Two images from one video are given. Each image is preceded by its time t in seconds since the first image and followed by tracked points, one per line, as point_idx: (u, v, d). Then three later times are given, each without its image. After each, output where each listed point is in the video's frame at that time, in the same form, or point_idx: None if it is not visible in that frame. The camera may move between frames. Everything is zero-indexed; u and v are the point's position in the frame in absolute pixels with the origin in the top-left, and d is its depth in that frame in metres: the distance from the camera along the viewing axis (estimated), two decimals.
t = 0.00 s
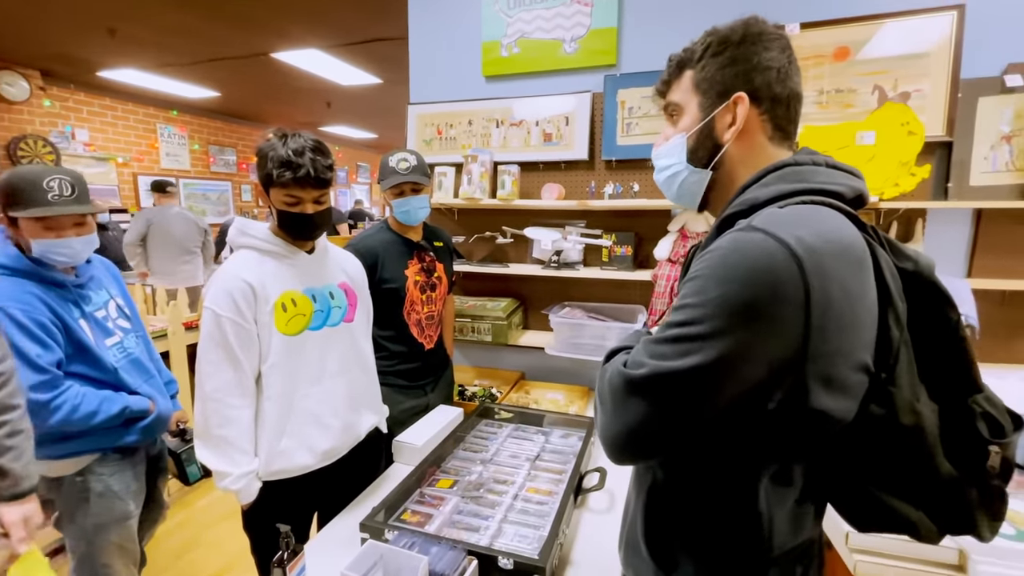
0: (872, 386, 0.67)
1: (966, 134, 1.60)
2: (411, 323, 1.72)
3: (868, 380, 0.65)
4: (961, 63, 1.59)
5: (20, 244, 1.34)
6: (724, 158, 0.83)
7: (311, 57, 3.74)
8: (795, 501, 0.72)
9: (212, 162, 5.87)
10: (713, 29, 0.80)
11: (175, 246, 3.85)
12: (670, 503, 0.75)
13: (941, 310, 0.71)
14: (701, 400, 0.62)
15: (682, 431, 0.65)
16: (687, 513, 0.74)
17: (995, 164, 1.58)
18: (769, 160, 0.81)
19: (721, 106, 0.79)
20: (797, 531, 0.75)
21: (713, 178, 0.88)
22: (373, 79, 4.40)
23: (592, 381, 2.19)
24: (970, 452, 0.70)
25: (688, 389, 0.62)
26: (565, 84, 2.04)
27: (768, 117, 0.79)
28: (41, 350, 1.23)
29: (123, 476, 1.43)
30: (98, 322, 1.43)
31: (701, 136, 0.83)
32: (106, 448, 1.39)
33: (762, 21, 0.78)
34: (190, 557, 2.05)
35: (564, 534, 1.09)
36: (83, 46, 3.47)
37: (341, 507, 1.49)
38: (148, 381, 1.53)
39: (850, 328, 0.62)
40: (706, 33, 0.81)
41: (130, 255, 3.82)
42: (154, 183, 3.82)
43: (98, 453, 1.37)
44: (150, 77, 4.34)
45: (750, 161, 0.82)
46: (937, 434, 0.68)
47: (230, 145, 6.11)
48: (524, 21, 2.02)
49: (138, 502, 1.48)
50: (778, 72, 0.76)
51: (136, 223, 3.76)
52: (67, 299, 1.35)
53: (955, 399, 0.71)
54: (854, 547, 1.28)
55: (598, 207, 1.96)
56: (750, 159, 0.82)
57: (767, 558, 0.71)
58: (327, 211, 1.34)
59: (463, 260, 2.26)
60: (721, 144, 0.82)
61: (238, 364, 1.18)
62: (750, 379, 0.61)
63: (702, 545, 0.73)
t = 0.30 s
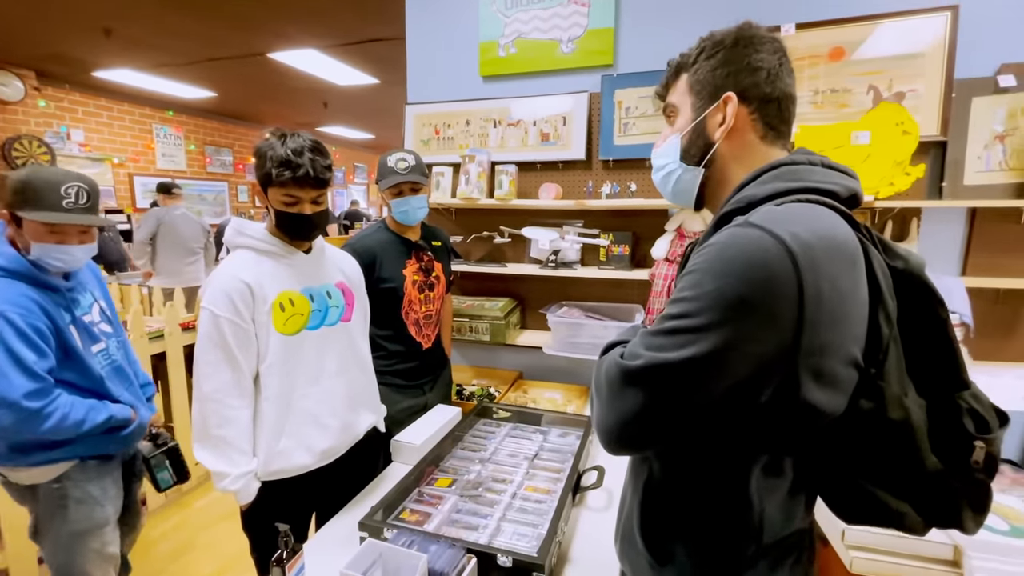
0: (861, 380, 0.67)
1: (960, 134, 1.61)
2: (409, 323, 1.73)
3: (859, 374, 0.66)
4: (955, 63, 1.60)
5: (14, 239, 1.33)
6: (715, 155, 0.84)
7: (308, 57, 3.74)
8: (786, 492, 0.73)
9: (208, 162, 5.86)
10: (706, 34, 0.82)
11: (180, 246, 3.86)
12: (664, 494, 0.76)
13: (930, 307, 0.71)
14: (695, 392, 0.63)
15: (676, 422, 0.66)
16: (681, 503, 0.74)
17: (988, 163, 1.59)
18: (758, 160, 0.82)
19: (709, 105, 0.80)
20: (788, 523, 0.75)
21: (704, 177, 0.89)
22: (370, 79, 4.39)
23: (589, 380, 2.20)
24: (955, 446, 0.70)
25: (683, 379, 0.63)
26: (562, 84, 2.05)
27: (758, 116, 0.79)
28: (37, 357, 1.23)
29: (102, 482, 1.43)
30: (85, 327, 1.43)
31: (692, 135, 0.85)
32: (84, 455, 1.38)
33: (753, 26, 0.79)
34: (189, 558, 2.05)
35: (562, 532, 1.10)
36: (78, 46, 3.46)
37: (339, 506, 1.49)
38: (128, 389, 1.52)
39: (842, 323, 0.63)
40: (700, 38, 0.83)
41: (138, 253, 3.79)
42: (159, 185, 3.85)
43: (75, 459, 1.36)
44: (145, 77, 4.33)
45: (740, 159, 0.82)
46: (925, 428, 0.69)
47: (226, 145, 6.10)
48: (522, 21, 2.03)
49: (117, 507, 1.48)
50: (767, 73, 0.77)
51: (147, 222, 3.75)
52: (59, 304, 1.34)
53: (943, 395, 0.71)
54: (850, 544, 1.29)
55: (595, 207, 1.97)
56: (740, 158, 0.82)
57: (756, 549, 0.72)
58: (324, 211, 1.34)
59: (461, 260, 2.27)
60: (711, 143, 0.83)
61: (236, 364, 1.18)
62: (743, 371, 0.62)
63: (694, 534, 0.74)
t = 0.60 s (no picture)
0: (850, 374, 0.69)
1: (951, 135, 1.63)
2: (406, 323, 1.73)
3: (848, 369, 0.67)
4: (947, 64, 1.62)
5: None
6: (723, 156, 0.84)
7: (303, 57, 3.73)
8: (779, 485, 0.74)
9: (204, 163, 5.84)
10: (708, 36, 0.82)
11: (177, 246, 3.85)
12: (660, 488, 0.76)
13: (917, 304, 0.73)
14: (691, 385, 0.64)
15: (672, 415, 0.67)
16: (676, 496, 0.75)
17: (979, 164, 1.62)
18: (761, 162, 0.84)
19: (722, 105, 0.80)
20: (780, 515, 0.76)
21: (712, 175, 0.88)
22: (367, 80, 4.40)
23: (586, 380, 2.21)
24: (940, 438, 0.72)
25: (678, 373, 0.64)
26: (558, 85, 2.06)
27: (764, 119, 0.81)
28: (10, 366, 1.22)
29: (80, 484, 1.42)
30: (55, 331, 1.40)
31: (704, 133, 0.83)
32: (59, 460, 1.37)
33: (751, 34, 0.82)
34: (186, 558, 2.05)
35: (559, 530, 1.10)
36: (73, 47, 3.44)
37: (337, 506, 1.50)
38: (100, 392, 1.51)
39: (832, 319, 0.64)
40: (702, 39, 0.83)
41: (134, 254, 3.77)
42: (154, 185, 3.84)
43: (50, 465, 1.36)
44: (140, 78, 4.31)
45: (748, 159, 0.83)
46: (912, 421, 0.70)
47: (222, 146, 6.08)
48: (518, 23, 2.04)
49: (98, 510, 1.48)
50: (769, 79, 0.80)
51: (143, 223, 3.73)
52: (27, 310, 1.31)
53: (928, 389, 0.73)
54: (844, 541, 1.30)
55: (591, 207, 1.98)
56: (748, 158, 0.83)
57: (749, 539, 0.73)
58: (326, 205, 1.35)
59: (458, 260, 2.27)
60: (721, 142, 0.82)
61: (235, 366, 1.18)
62: (737, 364, 0.63)
63: (689, 526, 0.75)
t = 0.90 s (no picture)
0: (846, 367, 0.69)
1: (942, 136, 1.65)
2: (403, 324, 1.73)
3: (846, 362, 0.68)
4: (937, 65, 1.64)
5: None
6: (737, 163, 0.86)
7: (298, 57, 3.72)
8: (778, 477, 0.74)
9: (197, 163, 5.81)
10: (715, 34, 0.81)
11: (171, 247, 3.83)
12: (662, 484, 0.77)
13: (909, 300, 0.74)
14: (695, 380, 0.64)
15: (675, 410, 0.67)
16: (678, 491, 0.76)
17: (970, 164, 1.64)
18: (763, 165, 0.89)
19: (740, 110, 0.82)
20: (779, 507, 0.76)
21: (727, 179, 0.88)
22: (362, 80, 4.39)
23: (582, 380, 2.22)
24: (932, 429, 0.73)
25: (682, 368, 0.64)
26: (553, 86, 2.06)
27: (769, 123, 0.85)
28: None
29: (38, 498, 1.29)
30: None
31: (723, 138, 0.83)
32: None
33: (748, 34, 0.83)
34: (180, 561, 2.04)
35: (556, 529, 1.11)
36: (65, 46, 3.42)
37: (333, 507, 1.49)
38: (40, 407, 1.30)
39: (830, 313, 0.64)
40: (709, 36, 0.81)
41: (126, 256, 3.76)
42: (145, 186, 3.82)
43: None
44: (133, 78, 4.29)
45: (755, 163, 0.87)
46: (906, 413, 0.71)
47: (216, 147, 6.05)
48: (513, 24, 2.04)
49: (52, 521, 1.32)
50: (769, 83, 0.83)
51: (135, 224, 3.71)
52: None
53: (921, 382, 0.74)
54: (839, 537, 1.31)
55: (587, 208, 1.98)
56: (756, 162, 0.87)
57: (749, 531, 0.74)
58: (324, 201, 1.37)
59: (453, 261, 2.27)
60: (738, 147, 0.84)
61: (230, 367, 1.18)
62: (740, 359, 0.63)
63: (690, 521, 0.76)
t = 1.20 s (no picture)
0: (841, 366, 0.70)
1: (930, 136, 1.66)
2: (396, 324, 1.72)
3: (841, 362, 0.68)
4: (925, 65, 1.66)
5: None
6: (731, 162, 0.87)
7: (289, 57, 3.70)
8: (774, 476, 0.75)
9: (189, 163, 5.77)
10: (707, 30, 0.80)
11: (162, 248, 3.80)
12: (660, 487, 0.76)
13: (901, 298, 0.75)
14: (696, 384, 0.64)
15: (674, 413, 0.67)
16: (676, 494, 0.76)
17: (957, 163, 1.66)
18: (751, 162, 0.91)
19: (734, 109, 0.82)
20: (775, 505, 0.77)
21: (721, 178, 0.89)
22: (354, 79, 4.37)
23: (575, 379, 2.22)
24: (922, 424, 0.74)
25: (684, 373, 0.64)
26: (546, 85, 2.06)
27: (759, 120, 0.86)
28: None
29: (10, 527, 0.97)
30: None
31: (718, 137, 0.83)
32: None
33: (737, 30, 0.83)
34: (171, 564, 2.02)
35: (549, 528, 1.11)
36: (53, 45, 3.38)
37: (325, 508, 1.49)
38: None
39: (825, 313, 0.65)
40: (701, 32, 0.80)
41: (115, 258, 3.72)
42: (134, 186, 3.79)
43: None
44: (123, 77, 4.25)
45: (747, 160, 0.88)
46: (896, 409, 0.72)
47: (208, 147, 6.01)
48: (505, 23, 2.04)
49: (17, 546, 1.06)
50: (758, 78, 0.84)
51: (123, 224, 3.67)
52: None
53: (911, 378, 0.75)
54: (829, 534, 1.32)
55: (580, 207, 1.99)
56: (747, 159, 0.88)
57: (748, 531, 0.74)
58: (315, 199, 1.36)
59: (447, 261, 2.27)
60: (733, 147, 0.85)
61: (222, 368, 1.17)
62: (739, 361, 0.63)
63: (690, 525, 0.75)
